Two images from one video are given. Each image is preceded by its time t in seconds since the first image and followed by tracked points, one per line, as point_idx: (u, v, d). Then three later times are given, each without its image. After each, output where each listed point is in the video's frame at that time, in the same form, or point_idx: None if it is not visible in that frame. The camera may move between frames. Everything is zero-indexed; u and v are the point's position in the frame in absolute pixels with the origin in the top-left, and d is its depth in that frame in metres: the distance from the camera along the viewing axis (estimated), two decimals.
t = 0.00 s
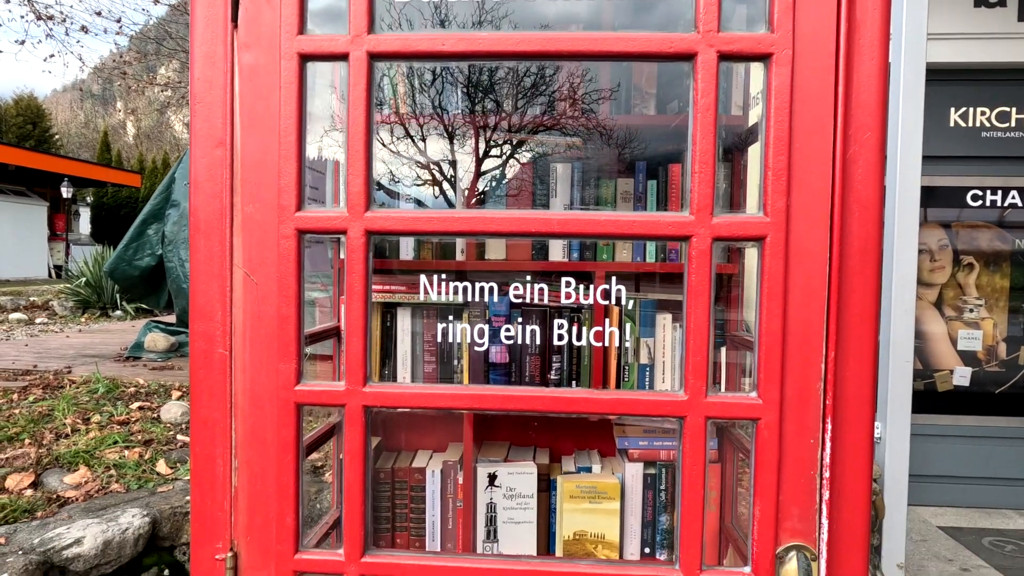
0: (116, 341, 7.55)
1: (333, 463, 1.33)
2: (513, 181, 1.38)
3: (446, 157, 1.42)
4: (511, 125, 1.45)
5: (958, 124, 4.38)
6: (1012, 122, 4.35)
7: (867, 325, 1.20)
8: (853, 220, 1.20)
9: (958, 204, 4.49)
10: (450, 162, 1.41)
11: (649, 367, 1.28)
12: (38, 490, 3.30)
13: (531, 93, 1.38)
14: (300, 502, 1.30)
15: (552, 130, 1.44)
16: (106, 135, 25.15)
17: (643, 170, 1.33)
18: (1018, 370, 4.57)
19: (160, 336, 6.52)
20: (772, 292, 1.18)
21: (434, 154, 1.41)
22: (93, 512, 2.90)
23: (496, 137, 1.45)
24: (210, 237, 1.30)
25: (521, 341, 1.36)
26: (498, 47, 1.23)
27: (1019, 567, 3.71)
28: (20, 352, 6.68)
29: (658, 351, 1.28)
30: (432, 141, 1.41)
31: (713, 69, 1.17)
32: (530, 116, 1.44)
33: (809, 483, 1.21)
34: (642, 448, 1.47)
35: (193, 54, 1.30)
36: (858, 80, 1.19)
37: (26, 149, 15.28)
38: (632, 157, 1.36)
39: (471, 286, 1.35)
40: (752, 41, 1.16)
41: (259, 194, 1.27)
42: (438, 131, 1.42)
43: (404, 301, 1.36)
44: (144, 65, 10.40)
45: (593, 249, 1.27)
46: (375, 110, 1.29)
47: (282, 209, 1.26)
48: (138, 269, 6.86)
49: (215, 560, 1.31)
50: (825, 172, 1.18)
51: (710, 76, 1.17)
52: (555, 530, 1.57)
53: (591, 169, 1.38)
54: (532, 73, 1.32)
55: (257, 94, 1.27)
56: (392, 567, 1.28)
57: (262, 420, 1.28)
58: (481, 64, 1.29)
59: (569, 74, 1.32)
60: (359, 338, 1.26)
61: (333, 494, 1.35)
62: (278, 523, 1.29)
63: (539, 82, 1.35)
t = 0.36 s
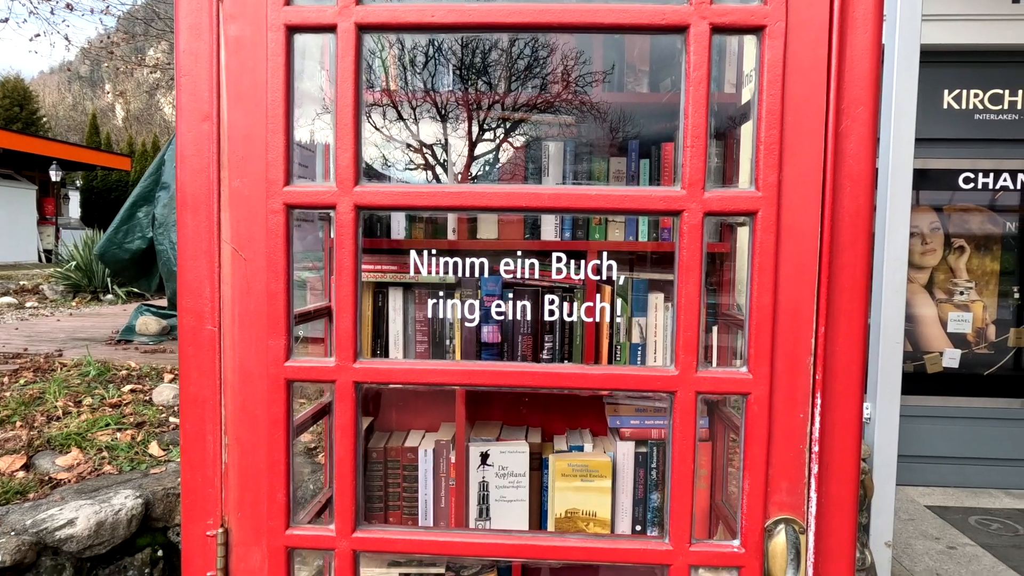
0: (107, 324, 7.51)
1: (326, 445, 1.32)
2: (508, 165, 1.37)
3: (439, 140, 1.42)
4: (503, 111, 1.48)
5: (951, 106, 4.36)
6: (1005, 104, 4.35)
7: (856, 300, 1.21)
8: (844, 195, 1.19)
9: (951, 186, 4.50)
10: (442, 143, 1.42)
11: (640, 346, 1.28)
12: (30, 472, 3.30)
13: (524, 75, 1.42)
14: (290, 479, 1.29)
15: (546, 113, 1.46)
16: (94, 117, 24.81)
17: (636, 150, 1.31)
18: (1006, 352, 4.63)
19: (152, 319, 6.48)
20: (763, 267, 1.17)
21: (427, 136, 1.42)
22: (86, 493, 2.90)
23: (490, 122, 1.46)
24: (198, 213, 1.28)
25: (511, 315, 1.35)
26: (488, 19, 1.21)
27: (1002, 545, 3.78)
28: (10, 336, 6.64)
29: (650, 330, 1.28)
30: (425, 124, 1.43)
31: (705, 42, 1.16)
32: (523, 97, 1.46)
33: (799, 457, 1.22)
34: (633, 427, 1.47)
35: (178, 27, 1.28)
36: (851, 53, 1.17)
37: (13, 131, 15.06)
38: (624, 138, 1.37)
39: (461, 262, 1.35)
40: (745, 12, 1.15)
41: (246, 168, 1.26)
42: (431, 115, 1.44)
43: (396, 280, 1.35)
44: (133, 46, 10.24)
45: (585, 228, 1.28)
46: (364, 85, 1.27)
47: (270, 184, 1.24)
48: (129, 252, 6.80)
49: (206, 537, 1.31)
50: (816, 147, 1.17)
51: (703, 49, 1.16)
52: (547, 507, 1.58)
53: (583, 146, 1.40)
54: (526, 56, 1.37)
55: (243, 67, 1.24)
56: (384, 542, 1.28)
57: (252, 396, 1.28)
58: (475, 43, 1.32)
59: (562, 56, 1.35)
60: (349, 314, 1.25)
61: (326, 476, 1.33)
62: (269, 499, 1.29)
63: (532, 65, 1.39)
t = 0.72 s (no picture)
0: (81, 312, 7.37)
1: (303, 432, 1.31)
2: (487, 151, 1.34)
3: (420, 128, 1.39)
4: (485, 95, 1.44)
5: (927, 93, 4.40)
6: (979, 91, 4.41)
7: (827, 278, 1.22)
8: (816, 173, 1.20)
9: (926, 172, 4.57)
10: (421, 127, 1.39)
11: (618, 328, 1.28)
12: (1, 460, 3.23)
13: (507, 59, 1.40)
14: (263, 461, 1.28)
15: (527, 96, 1.43)
16: (65, 101, 24.19)
17: (614, 131, 1.30)
18: (977, 337, 4.78)
19: (127, 306, 6.38)
20: (736, 245, 1.18)
21: (406, 121, 1.39)
22: (59, 481, 2.85)
23: (472, 107, 1.43)
24: (165, 191, 1.25)
25: (486, 294, 1.36)
26: None
27: (970, 522, 3.89)
28: None
29: (628, 312, 1.28)
30: (405, 110, 1.40)
31: (679, 18, 1.15)
32: (507, 83, 1.43)
33: (771, 433, 1.23)
34: (611, 409, 1.46)
35: None
36: (824, 31, 1.17)
37: None
38: (605, 121, 1.33)
39: (433, 239, 1.33)
40: None
41: (215, 145, 1.23)
42: (411, 101, 1.42)
43: (371, 263, 1.34)
44: (104, 27, 9.96)
45: (563, 210, 1.27)
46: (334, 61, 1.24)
47: (239, 161, 1.22)
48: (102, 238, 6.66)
49: (177, 520, 1.30)
50: (790, 126, 1.17)
51: (676, 26, 1.15)
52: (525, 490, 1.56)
53: (561, 129, 1.39)
54: (507, 39, 1.36)
55: (209, 41, 1.21)
56: (358, 523, 1.28)
57: (223, 376, 1.26)
58: (453, 24, 1.33)
59: (544, 42, 1.37)
60: (321, 293, 1.23)
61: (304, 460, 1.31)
62: (241, 481, 1.27)
63: (513, 50, 1.38)
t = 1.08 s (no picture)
0: (34, 307, 7.11)
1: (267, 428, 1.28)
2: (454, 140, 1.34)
3: (387, 119, 1.43)
4: (453, 85, 1.51)
5: (884, 87, 4.51)
6: (933, 86, 4.53)
7: (780, 265, 1.24)
8: (770, 161, 1.22)
9: (884, 166, 4.68)
10: (387, 118, 1.43)
11: (581, 318, 1.29)
12: None
13: (475, 51, 1.48)
14: (216, 454, 1.25)
15: (493, 87, 1.48)
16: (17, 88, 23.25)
17: (577, 122, 1.33)
18: (931, 325, 4.94)
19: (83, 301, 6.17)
20: (692, 232, 1.19)
21: (372, 110, 1.43)
22: (9, 481, 2.74)
23: (439, 99, 1.48)
24: (110, 177, 1.21)
25: (444, 283, 1.36)
26: None
27: (924, 505, 4.02)
28: None
29: (590, 301, 1.28)
30: (372, 100, 1.45)
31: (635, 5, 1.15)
32: (473, 75, 1.51)
33: (725, 419, 1.25)
34: (575, 399, 1.45)
35: None
36: (778, 21, 1.19)
37: None
38: (567, 111, 1.37)
39: (390, 228, 1.33)
40: None
41: (161, 130, 1.19)
42: (379, 91, 1.47)
43: (332, 254, 1.34)
44: (55, 12, 9.58)
45: (525, 200, 1.30)
46: (286, 44, 1.21)
47: (186, 146, 1.18)
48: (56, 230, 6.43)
49: (127, 516, 1.26)
50: (744, 115, 1.18)
51: (632, 13, 1.15)
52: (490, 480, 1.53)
53: (523, 120, 1.42)
54: (475, 30, 1.45)
55: (154, 22, 1.17)
56: (313, 515, 1.26)
57: (173, 368, 1.23)
58: (421, 15, 1.45)
59: (511, 34, 1.43)
60: (274, 282, 1.20)
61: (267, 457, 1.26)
62: (193, 475, 1.24)
63: (481, 41, 1.46)
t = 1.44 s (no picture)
0: None
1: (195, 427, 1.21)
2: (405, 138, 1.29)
3: (338, 116, 1.35)
4: (405, 80, 1.47)
5: (824, 89, 4.67)
6: (870, 88, 4.71)
7: (721, 257, 1.26)
8: (711, 155, 1.24)
9: (825, 165, 4.87)
10: (337, 114, 1.36)
11: (530, 313, 1.27)
12: None
13: (427, 49, 1.46)
14: (147, 457, 1.20)
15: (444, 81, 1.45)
16: None
17: (524, 118, 1.31)
18: (870, 318, 5.14)
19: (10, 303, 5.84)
20: (635, 226, 1.20)
21: (322, 107, 1.36)
22: None
23: (391, 97, 1.42)
24: (26, 167, 1.14)
25: (384, 277, 1.31)
26: None
27: (863, 492, 4.19)
28: None
29: (538, 296, 1.27)
30: (321, 96, 1.37)
31: None
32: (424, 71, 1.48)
33: (669, 411, 1.27)
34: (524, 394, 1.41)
35: None
36: (717, 18, 1.21)
37: None
38: (514, 104, 1.35)
39: (330, 220, 1.28)
40: None
41: (82, 118, 1.12)
42: (328, 86, 1.40)
43: (274, 250, 1.29)
44: None
45: (474, 196, 1.26)
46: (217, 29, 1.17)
47: (110, 135, 1.12)
48: None
49: (50, 526, 1.19)
50: (685, 109, 1.20)
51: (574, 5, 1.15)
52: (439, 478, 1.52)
53: (473, 116, 1.40)
54: (426, 27, 1.44)
55: (73, 3, 1.10)
56: (251, 518, 1.22)
57: (98, 369, 1.16)
58: (370, 10, 1.42)
59: (463, 31, 1.42)
60: (206, 277, 1.16)
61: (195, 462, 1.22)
62: (122, 480, 1.18)
63: (432, 38, 1.45)
